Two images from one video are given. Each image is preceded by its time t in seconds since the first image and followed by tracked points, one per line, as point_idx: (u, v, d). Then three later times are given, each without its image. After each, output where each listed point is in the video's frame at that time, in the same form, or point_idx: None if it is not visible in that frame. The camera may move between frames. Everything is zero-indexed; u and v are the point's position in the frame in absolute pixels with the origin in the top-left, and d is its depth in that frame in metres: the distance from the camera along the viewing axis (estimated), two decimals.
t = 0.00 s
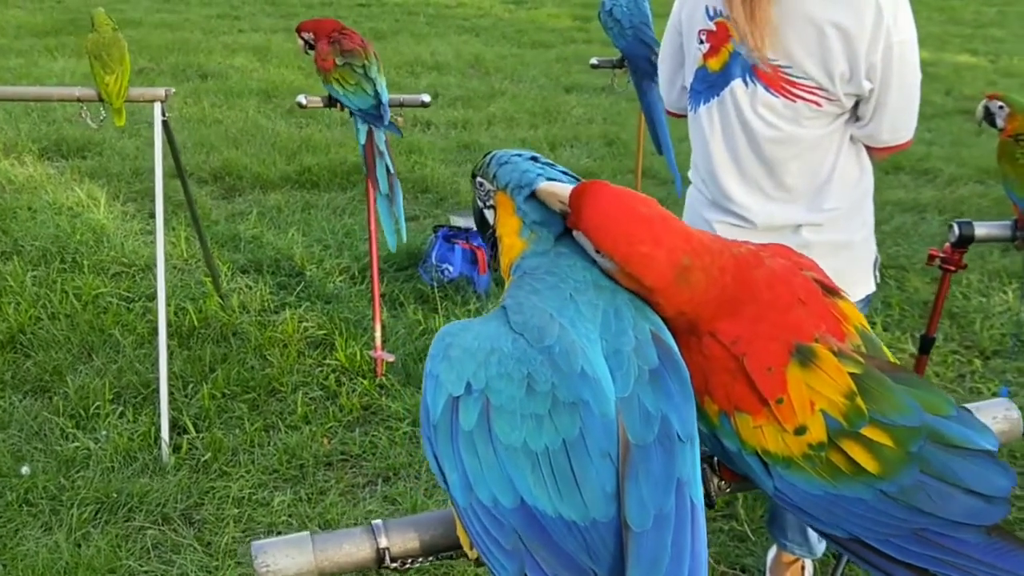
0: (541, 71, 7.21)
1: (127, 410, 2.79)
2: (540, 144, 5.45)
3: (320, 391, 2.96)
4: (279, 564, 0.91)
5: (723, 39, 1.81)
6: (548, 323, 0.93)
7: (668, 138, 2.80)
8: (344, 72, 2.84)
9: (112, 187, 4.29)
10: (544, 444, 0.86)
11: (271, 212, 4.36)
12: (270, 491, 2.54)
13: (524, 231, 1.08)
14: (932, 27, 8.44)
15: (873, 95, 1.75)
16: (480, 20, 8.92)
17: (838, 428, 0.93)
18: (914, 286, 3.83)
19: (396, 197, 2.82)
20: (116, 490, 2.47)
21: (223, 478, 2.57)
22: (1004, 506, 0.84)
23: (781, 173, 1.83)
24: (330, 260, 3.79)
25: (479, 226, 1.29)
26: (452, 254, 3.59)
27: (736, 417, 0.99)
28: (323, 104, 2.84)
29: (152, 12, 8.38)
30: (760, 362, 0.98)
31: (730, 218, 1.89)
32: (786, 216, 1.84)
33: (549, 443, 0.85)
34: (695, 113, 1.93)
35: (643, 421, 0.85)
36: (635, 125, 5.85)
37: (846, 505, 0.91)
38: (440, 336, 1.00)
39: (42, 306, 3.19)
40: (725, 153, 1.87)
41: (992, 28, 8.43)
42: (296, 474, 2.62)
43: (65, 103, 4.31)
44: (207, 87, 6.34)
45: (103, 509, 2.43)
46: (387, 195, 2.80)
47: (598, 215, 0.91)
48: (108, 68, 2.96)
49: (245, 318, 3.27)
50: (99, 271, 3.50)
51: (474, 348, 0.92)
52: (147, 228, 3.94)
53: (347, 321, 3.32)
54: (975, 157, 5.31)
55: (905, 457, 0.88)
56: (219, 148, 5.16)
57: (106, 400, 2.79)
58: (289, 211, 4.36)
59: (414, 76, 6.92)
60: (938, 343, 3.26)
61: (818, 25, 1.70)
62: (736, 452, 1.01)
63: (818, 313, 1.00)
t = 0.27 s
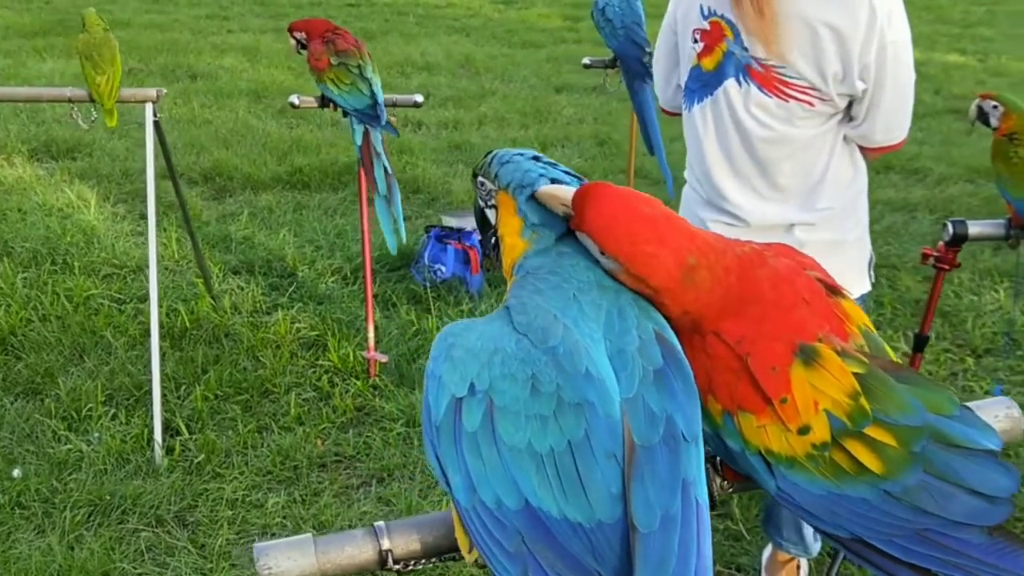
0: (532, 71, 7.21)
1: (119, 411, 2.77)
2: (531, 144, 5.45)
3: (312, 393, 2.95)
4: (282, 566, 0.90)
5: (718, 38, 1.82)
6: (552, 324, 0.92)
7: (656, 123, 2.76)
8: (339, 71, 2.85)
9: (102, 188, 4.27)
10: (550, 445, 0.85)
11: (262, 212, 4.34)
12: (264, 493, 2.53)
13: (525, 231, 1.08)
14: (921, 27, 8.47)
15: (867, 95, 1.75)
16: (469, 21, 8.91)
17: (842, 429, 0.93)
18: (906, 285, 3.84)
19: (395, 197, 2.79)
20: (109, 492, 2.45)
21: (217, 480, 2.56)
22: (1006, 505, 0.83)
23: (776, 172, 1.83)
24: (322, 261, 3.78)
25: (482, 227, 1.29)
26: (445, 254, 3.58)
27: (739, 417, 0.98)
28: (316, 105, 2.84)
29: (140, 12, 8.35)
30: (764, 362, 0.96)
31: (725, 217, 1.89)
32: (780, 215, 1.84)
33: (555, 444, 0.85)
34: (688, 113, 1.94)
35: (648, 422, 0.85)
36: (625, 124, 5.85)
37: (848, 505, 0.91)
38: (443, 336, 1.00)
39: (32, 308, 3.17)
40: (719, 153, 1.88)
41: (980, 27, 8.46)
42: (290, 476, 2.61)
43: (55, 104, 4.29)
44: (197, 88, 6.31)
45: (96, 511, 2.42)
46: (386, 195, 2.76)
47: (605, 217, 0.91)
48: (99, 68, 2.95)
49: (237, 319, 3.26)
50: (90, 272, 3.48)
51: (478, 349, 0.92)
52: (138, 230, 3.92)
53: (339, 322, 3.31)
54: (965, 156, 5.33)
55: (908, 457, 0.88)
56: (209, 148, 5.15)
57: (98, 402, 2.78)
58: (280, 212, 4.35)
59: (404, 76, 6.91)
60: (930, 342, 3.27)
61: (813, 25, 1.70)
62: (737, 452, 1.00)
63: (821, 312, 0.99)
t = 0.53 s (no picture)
0: (513, 71, 7.20)
1: (103, 415, 2.75)
2: (513, 144, 5.44)
3: (298, 394, 2.94)
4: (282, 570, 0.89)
5: (706, 36, 1.82)
6: (554, 324, 0.92)
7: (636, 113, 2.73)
8: (325, 72, 2.85)
9: (82, 190, 4.24)
10: (554, 446, 0.85)
11: (245, 213, 4.32)
12: (251, 496, 2.52)
13: (525, 229, 1.07)
14: (899, 26, 8.52)
15: (853, 94, 1.74)
16: (450, 21, 8.90)
17: (844, 428, 0.92)
18: (889, 282, 3.86)
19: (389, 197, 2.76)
20: (94, 496, 2.43)
21: (203, 483, 2.55)
22: (1008, 505, 0.83)
23: (764, 171, 1.83)
24: (306, 262, 3.76)
25: (480, 228, 1.28)
26: (429, 255, 3.57)
27: (742, 416, 0.97)
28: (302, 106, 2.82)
29: (118, 13, 8.30)
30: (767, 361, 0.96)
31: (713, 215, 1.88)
32: (767, 213, 1.83)
33: (559, 444, 0.84)
34: (677, 111, 1.94)
35: (652, 422, 0.85)
36: (608, 124, 5.85)
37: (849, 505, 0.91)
38: (440, 336, 0.99)
39: (13, 312, 3.14)
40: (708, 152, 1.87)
41: (958, 26, 8.51)
42: (276, 479, 2.59)
43: (34, 106, 4.25)
44: (177, 89, 6.28)
45: (81, 516, 2.40)
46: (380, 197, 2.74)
47: (608, 215, 0.91)
48: (80, 69, 2.93)
49: (221, 321, 3.24)
50: (71, 275, 3.45)
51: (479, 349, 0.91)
52: (119, 231, 3.89)
53: (324, 324, 3.30)
54: (945, 154, 5.35)
55: (910, 456, 0.88)
56: (189, 149, 5.12)
57: (82, 406, 2.75)
58: (263, 213, 4.32)
59: (385, 76, 6.89)
60: (914, 340, 3.28)
61: (798, 24, 1.69)
62: (738, 451, 1.00)
63: (822, 311, 0.98)
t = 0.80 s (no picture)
0: (501, 71, 7.19)
1: (93, 417, 2.73)
2: (502, 144, 5.44)
3: (288, 396, 2.93)
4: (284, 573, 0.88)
5: (697, 36, 1.82)
6: (556, 324, 0.92)
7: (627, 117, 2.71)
8: (317, 71, 2.86)
9: (69, 191, 4.21)
10: (557, 447, 0.84)
11: (233, 214, 4.30)
12: (242, 497, 2.50)
13: (525, 229, 1.07)
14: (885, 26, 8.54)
15: (845, 94, 1.74)
16: (437, 21, 8.88)
17: (846, 427, 0.92)
18: (878, 281, 3.86)
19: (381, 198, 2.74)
20: (84, 499, 2.42)
21: (194, 485, 2.54)
22: (1010, 504, 0.83)
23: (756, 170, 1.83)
24: (294, 262, 3.74)
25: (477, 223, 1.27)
26: (419, 255, 3.57)
27: (743, 416, 0.97)
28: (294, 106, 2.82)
29: (104, 13, 8.26)
30: (769, 361, 0.96)
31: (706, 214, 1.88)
32: (759, 212, 1.83)
33: (562, 445, 0.84)
34: (670, 110, 1.94)
35: (655, 423, 0.84)
36: (596, 124, 5.85)
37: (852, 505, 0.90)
38: (438, 338, 0.99)
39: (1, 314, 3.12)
40: (700, 151, 1.87)
41: (944, 26, 8.54)
42: (268, 480, 2.58)
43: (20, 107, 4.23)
44: (163, 89, 6.25)
45: (72, 519, 2.38)
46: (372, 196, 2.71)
47: (609, 214, 0.91)
48: (68, 70, 2.91)
49: (210, 322, 3.22)
50: (59, 277, 3.43)
51: (480, 350, 0.91)
52: (106, 233, 3.86)
53: (314, 324, 3.28)
54: (932, 153, 5.37)
55: (912, 455, 0.88)
56: (177, 150, 5.09)
57: (71, 408, 2.74)
58: (251, 214, 4.31)
59: (373, 76, 6.88)
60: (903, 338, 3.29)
61: (790, 23, 1.69)
62: (739, 451, 0.99)
63: (824, 311, 0.98)
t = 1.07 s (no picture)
0: (482, 70, 7.18)
1: (77, 421, 2.71)
2: (485, 143, 5.43)
3: (274, 397, 2.91)
4: None
5: (686, 34, 1.81)
6: (558, 325, 0.91)
7: (610, 81, 2.61)
8: (304, 71, 2.84)
9: (50, 193, 4.17)
10: (560, 449, 0.83)
11: (215, 215, 4.27)
12: (229, 500, 2.49)
13: (528, 227, 1.06)
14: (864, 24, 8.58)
15: (833, 92, 1.74)
16: (417, 20, 8.86)
17: (849, 427, 0.91)
18: (862, 279, 3.88)
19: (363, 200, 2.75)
20: (70, 503, 2.40)
21: (180, 488, 2.52)
22: (1012, 502, 0.84)
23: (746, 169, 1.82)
24: (278, 263, 3.72)
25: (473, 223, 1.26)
26: (404, 255, 3.55)
27: (744, 417, 0.96)
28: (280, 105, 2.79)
29: (82, 13, 8.19)
30: (770, 361, 0.95)
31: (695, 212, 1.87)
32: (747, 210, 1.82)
33: (566, 447, 0.83)
34: (658, 108, 1.93)
35: (659, 425, 0.84)
36: (579, 123, 5.85)
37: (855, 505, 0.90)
38: (434, 338, 0.97)
39: None
40: (690, 150, 1.87)
41: (923, 24, 8.58)
42: (254, 483, 2.56)
43: None
44: (143, 89, 6.20)
45: (57, 523, 2.36)
46: (355, 197, 2.72)
47: (610, 213, 0.90)
48: (50, 69, 2.89)
49: (194, 324, 3.20)
50: (41, 279, 3.40)
51: (481, 351, 0.89)
52: (88, 234, 3.83)
53: (299, 325, 3.26)
54: (913, 151, 5.40)
55: (915, 455, 0.88)
56: (157, 151, 5.06)
57: (55, 411, 2.71)
58: (233, 214, 4.28)
59: (354, 75, 6.85)
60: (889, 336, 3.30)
61: (777, 21, 1.69)
62: (739, 451, 0.99)
63: (824, 311, 0.98)
